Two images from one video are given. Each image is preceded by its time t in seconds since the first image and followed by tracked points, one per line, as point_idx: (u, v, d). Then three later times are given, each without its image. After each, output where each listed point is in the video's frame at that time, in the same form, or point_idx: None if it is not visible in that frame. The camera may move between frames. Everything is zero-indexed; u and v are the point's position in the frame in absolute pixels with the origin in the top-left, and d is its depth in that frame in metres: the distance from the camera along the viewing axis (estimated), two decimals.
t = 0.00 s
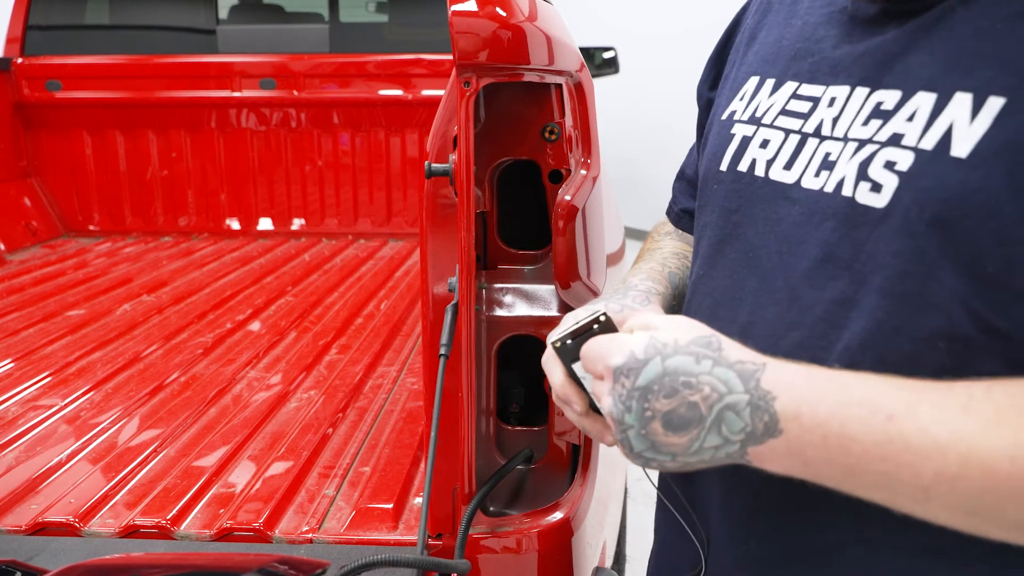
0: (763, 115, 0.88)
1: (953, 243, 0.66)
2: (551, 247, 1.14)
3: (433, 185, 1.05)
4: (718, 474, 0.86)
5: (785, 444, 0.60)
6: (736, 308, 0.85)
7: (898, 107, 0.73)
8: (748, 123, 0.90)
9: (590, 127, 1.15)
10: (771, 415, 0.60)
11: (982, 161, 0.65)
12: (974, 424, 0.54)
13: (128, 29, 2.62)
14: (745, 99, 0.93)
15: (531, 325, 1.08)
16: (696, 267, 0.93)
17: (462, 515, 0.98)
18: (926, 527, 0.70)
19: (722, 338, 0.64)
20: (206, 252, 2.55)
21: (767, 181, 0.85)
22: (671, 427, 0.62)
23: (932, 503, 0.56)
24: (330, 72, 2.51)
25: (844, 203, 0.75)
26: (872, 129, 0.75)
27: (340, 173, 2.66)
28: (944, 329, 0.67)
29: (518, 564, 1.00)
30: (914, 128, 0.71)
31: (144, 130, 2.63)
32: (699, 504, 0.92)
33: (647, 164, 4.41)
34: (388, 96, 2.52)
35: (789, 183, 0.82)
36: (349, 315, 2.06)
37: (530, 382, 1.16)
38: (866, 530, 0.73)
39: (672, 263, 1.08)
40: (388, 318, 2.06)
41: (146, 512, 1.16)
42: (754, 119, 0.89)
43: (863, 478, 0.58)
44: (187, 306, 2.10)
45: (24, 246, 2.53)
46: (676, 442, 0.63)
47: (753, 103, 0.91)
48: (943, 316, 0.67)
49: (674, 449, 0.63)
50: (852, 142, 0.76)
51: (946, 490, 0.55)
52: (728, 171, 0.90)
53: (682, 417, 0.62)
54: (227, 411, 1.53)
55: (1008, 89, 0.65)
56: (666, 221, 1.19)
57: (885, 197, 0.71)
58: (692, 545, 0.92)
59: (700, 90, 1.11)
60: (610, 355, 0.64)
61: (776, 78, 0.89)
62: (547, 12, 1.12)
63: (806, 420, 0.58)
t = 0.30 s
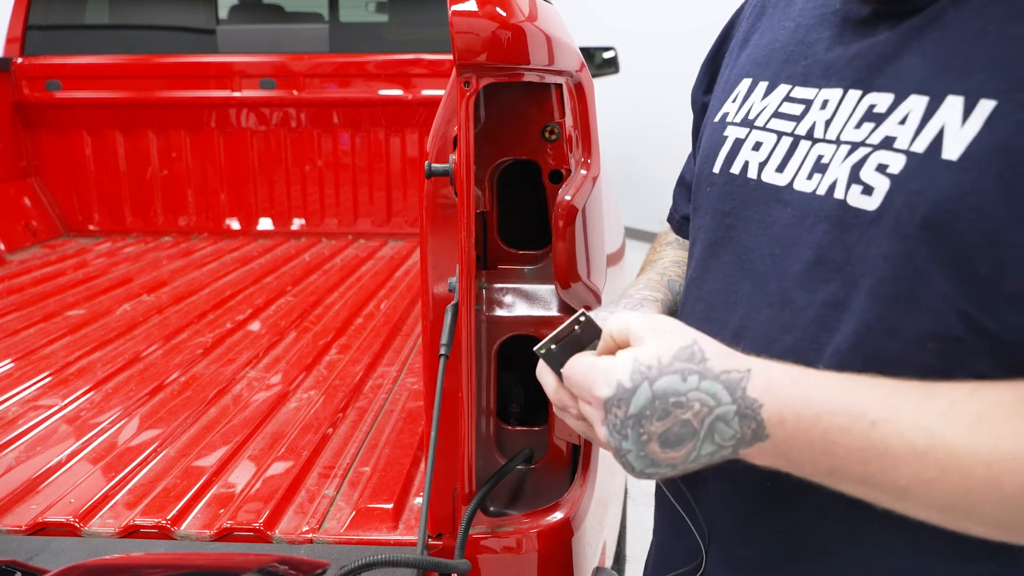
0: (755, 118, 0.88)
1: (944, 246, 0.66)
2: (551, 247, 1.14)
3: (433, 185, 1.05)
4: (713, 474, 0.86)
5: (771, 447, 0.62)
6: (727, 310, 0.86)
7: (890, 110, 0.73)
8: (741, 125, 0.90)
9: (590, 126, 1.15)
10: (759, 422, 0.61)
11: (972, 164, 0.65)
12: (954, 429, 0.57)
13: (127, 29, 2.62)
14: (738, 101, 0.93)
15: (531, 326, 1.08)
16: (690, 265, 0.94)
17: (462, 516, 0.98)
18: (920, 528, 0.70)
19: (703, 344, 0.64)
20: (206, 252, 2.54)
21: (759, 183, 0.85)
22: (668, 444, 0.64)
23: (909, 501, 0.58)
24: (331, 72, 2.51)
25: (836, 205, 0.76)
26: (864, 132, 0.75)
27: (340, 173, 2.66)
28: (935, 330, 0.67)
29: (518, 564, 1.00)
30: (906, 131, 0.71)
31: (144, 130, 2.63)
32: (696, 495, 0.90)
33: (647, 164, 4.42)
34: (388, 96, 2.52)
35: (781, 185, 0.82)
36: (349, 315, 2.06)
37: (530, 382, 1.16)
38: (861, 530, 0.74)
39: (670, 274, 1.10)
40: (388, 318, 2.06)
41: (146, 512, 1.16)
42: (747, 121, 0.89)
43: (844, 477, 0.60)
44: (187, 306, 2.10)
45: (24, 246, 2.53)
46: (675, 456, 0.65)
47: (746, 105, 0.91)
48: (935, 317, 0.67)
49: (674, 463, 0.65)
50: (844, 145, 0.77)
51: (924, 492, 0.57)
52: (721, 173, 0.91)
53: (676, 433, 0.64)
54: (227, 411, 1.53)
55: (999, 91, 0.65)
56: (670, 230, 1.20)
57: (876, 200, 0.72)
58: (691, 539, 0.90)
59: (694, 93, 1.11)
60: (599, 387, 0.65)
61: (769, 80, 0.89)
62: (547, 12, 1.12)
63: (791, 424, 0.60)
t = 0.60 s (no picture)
0: (752, 116, 0.88)
1: (938, 243, 0.66)
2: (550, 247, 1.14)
3: (433, 185, 1.04)
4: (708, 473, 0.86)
5: (760, 451, 0.64)
6: (718, 307, 0.87)
7: (885, 107, 0.73)
8: (737, 123, 0.90)
9: (590, 126, 1.16)
10: (746, 432, 0.63)
11: (966, 161, 0.65)
12: (939, 434, 0.58)
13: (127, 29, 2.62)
14: (735, 99, 0.92)
15: (531, 325, 1.08)
16: (687, 262, 0.94)
17: (462, 515, 0.98)
18: (918, 526, 0.71)
19: (685, 361, 0.64)
20: (206, 252, 2.54)
21: (754, 181, 0.85)
22: (663, 460, 0.66)
23: (900, 500, 0.60)
24: (331, 72, 2.51)
25: (831, 203, 0.76)
26: (860, 129, 0.75)
27: (340, 173, 2.66)
28: (930, 328, 0.68)
29: (518, 564, 1.00)
30: (900, 128, 0.71)
31: (144, 130, 2.63)
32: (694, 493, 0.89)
33: (647, 164, 4.42)
34: (388, 96, 2.51)
35: (775, 183, 0.82)
36: (349, 315, 2.06)
37: (530, 381, 1.16)
38: (858, 529, 0.74)
39: (665, 274, 1.10)
40: (388, 318, 2.06)
41: (146, 512, 1.16)
42: (744, 119, 0.89)
43: (835, 479, 0.61)
44: (187, 306, 2.09)
45: (24, 246, 2.52)
46: (672, 469, 0.67)
47: (742, 104, 0.91)
48: (930, 314, 0.67)
49: (672, 473, 0.67)
50: (840, 143, 0.77)
51: (911, 493, 0.58)
52: (718, 171, 0.91)
53: (670, 450, 0.66)
54: (227, 411, 1.53)
55: (993, 88, 0.66)
56: (666, 228, 1.21)
57: (872, 198, 0.72)
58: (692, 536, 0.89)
59: (692, 91, 1.11)
60: (587, 423, 0.66)
61: (766, 78, 0.89)
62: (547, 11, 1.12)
63: (778, 432, 0.62)
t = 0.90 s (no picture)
0: (751, 114, 0.88)
1: (936, 241, 0.66)
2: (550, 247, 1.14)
3: (433, 185, 1.04)
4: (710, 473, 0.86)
5: (761, 460, 0.64)
6: (716, 306, 0.87)
7: (884, 105, 0.73)
8: (737, 122, 0.90)
9: (590, 126, 1.16)
10: (748, 443, 0.63)
11: (965, 159, 0.65)
12: (936, 443, 0.58)
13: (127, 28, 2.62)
14: (735, 98, 0.92)
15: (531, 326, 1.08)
16: (686, 261, 0.95)
17: (462, 515, 0.98)
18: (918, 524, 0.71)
19: (683, 376, 0.64)
20: (206, 252, 2.54)
21: (753, 179, 0.85)
22: (667, 474, 0.67)
23: (899, 505, 0.60)
24: (331, 71, 2.51)
25: (830, 201, 0.76)
26: (859, 127, 0.75)
27: (340, 172, 2.66)
28: (930, 324, 0.68)
29: (518, 564, 1.00)
30: (899, 126, 0.71)
31: (144, 130, 2.63)
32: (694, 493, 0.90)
33: (647, 164, 4.42)
34: (388, 96, 2.51)
35: (775, 181, 0.82)
36: (349, 315, 2.06)
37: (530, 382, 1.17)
38: (859, 528, 0.74)
39: (664, 272, 1.10)
40: (388, 318, 2.06)
41: (146, 512, 1.16)
42: (743, 117, 0.89)
43: (835, 485, 0.62)
44: (186, 306, 2.09)
45: (24, 246, 2.52)
46: (678, 482, 0.68)
47: (742, 102, 0.90)
48: (930, 311, 0.67)
49: (678, 486, 0.68)
50: (839, 141, 0.76)
51: (911, 500, 0.59)
52: (717, 169, 0.91)
53: (673, 463, 0.66)
54: (226, 411, 1.53)
55: (992, 86, 0.66)
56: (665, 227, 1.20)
57: (871, 196, 0.72)
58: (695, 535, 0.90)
59: (691, 89, 1.11)
60: (589, 445, 0.66)
61: (766, 76, 0.89)
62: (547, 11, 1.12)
63: (778, 443, 0.62)
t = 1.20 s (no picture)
0: (753, 115, 0.88)
1: (941, 245, 0.67)
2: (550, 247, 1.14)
3: (432, 185, 1.04)
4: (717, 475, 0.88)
5: (770, 483, 0.66)
6: (718, 308, 0.87)
7: (887, 107, 0.73)
8: (738, 123, 0.90)
9: (590, 126, 1.16)
10: (756, 469, 0.64)
11: (969, 163, 0.65)
12: (945, 464, 0.59)
13: (127, 29, 2.62)
14: (736, 98, 0.92)
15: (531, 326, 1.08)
16: (688, 263, 0.95)
17: (462, 515, 0.98)
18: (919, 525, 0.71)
19: (690, 408, 0.64)
20: (205, 252, 2.54)
21: (755, 181, 0.85)
22: (677, 503, 0.68)
23: (910, 522, 0.62)
24: (331, 71, 2.51)
25: (833, 204, 0.76)
26: (861, 130, 0.75)
27: (340, 173, 2.66)
28: (933, 326, 0.68)
29: (518, 564, 1.00)
30: (902, 129, 0.71)
31: (144, 130, 2.63)
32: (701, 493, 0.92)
33: (647, 164, 4.42)
34: (388, 96, 2.51)
35: (776, 183, 0.83)
36: (349, 315, 2.06)
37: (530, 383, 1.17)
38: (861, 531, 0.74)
39: (665, 274, 1.11)
40: (388, 318, 2.06)
41: (146, 512, 1.16)
42: (744, 118, 0.89)
43: (843, 505, 0.63)
44: (186, 306, 2.09)
45: (24, 246, 2.52)
46: (688, 508, 0.69)
47: (743, 102, 0.91)
48: (934, 315, 0.68)
49: (687, 512, 0.70)
50: (841, 143, 0.77)
51: (920, 518, 0.61)
52: (718, 171, 0.91)
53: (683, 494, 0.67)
54: (226, 411, 1.53)
55: (995, 89, 0.66)
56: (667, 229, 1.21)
57: (874, 199, 0.72)
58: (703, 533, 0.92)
59: (692, 90, 1.11)
60: (602, 486, 0.66)
61: (767, 77, 0.89)
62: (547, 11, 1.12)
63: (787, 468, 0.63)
